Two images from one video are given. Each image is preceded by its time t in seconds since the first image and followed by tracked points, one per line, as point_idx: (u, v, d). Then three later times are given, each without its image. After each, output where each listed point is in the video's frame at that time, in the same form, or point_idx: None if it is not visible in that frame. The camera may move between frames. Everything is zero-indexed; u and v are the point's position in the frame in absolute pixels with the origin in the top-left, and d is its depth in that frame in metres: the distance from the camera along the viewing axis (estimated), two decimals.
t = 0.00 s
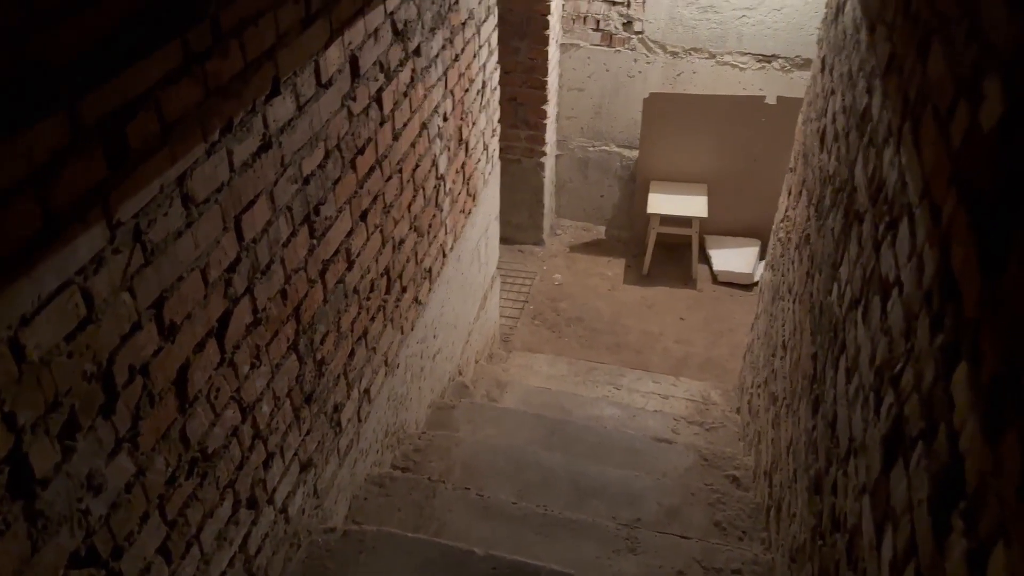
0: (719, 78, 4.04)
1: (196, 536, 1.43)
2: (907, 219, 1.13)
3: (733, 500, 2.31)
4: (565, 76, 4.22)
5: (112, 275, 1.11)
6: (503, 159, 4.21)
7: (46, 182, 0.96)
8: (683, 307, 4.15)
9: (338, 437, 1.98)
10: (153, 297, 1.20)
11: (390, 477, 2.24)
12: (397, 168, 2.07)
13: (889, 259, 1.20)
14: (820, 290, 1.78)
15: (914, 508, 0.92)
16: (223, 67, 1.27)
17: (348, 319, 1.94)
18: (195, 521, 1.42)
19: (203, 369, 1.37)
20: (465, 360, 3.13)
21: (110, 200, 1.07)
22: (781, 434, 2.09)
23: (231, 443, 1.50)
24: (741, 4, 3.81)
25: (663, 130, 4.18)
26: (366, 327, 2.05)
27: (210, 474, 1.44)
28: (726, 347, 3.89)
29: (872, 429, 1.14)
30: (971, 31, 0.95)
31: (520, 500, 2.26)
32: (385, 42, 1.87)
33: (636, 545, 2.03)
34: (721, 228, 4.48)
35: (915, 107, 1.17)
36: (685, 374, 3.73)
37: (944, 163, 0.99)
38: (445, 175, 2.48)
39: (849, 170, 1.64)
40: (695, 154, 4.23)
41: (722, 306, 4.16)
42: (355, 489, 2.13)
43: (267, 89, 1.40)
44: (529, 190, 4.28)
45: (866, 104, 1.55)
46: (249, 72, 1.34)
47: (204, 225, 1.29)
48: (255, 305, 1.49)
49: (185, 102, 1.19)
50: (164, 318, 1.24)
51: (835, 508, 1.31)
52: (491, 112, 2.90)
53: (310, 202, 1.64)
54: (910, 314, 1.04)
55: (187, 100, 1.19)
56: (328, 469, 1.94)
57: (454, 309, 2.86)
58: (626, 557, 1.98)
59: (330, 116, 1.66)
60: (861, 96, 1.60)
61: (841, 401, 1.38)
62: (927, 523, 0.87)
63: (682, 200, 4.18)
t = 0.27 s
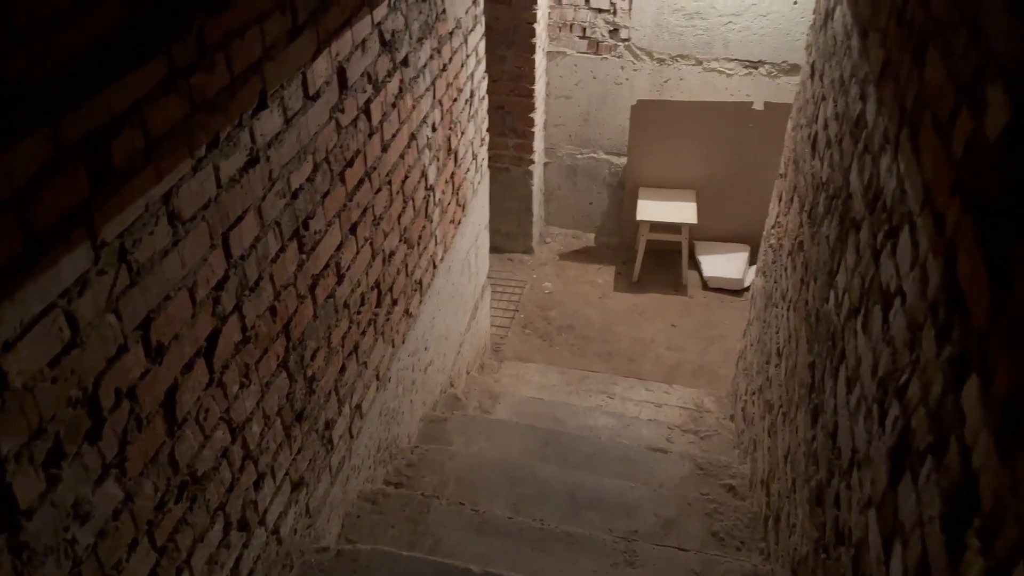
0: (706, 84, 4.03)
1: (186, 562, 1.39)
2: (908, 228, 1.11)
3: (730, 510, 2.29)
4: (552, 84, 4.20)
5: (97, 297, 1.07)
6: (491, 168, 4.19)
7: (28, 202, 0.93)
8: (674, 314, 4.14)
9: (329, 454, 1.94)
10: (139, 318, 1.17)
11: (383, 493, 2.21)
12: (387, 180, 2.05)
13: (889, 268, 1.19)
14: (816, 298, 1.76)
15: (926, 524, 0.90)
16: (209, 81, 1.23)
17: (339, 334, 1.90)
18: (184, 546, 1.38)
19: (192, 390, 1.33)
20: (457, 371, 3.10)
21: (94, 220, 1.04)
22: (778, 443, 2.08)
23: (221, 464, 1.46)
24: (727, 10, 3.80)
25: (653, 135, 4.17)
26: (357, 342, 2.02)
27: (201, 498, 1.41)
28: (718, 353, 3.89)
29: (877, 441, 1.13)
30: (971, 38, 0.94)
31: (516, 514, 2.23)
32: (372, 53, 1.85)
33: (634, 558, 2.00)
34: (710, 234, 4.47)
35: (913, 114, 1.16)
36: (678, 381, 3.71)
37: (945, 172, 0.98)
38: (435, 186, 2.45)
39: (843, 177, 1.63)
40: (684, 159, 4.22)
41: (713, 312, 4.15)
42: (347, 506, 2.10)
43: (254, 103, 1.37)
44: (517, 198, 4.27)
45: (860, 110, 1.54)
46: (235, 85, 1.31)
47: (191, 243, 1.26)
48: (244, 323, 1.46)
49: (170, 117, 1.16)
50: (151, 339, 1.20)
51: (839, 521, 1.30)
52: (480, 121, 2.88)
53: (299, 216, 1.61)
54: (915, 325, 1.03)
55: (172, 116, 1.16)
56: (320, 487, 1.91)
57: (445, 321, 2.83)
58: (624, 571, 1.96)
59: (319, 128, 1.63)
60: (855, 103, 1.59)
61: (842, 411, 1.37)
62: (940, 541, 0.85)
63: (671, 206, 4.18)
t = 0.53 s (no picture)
0: (696, 91, 4.05)
1: None
2: (912, 233, 1.10)
3: (730, 518, 2.27)
4: (541, 91, 4.19)
5: (85, 314, 1.04)
6: (482, 176, 4.18)
7: (13, 219, 0.90)
8: (667, 320, 4.13)
9: (324, 470, 1.91)
10: (129, 336, 1.13)
11: (379, 509, 2.18)
12: (378, 190, 2.02)
13: (893, 274, 1.17)
14: (814, 304, 1.75)
15: (941, 535, 0.88)
16: (198, 93, 1.21)
17: (332, 347, 1.87)
18: (178, 568, 1.35)
19: (184, 408, 1.30)
20: (451, 382, 3.07)
21: (82, 236, 1.01)
22: (777, 450, 2.06)
23: (214, 484, 1.43)
24: (715, 16, 3.82)
25: (640, 142, 4.15)
26: (351, 355, 1.99)
27: (194, 518, 1.37)
28: (712, 359, 3.88)
29: (885, 450, 1.11)
30: (973, 41, 0.93)
31: (514, 527, 2.20)
32: (363, 62, 1.82)
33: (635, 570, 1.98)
34: (701, 240, 4.48)
35: (914, 117, 1.15)
36: (672, 388, 3.70)
37: (950, 176, 0.96)
38: (426, 195, 2.43)
39: (840, 182, 1.62)
40: (673, 165, 4.21)
41: (706, 319, 4.14)
42: (342, 522, 2.07)
43: (244, 114, 1.35)
44: (508, 206, 4.25)
45: (856, 114, 1.54)
46: (225, 96, 1.28)
47: (181, 258, 1.23)
48: (236, 339, 1.43)
49: (159, 130, 1.13)
50: (142, 357, 1.17)
51: (846, 530, 1.28)
52: (470, 130, 2.86)
53: (291, 229, 1.58)
54: (922, 331, 1.01)
55: (160, 128, 1.13)
56: (315, 504, 1.87)
57: (438, 331, 2.81)
58: None
59: (310, 139, 1.61)
60: (850, 106, 1.59)
61: (845, 418, 1.35)
62: (958, 552, 0.83)
63: (662, 213, 4.17)
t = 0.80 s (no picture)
0: (685, 97, 4.03)
1: None
2: (912, 233, 1.09)
3: (727, 524, 2.26)
4: (531, 99, 4.18)
5: (73, 325, 1.02)
6: (472, 184, 4.17)
7: None
8: (659, 326, 4.13)
9: (317, 482, 1.88)
10: (118, 347, 1.11)
11: (374, 520, 2.16)
12: (370, 197, 2.00)
13: (892, 275, 1.16)
14: (810, 307, 1.75)
15: (948, 539, 0.87)
16: (187, 99, 1.19)
17: (325, 357, 1.85)
18: None
19: (175, 421, 1.27)
20: (444, 391, 3.05)
21: (69, 246, 0.99)
22: (774, 455, 2.05)
23: (206, 497, 1.40)
24: (703, 22, 3.81)
25: (631, 148, 4.17)
26: (343, 364, 1.97)
27: (185, 533, 1.34)
28: (706, 364, 3.87)
29: (888, 453, 1.10)
30: (971, 39, 0.92)
31: (511, 537, 2.18)
32: (353, 69, 1.81)
33: None
34: (692, 245, 4.48)
35: (910, 117, 1.14)
36: (666, 394, 3.69)
37: (950, 175, 0.96)
38: (418, 203, 2.41)
39: (835, 185, 1.62)
40: (664, 172, 4.23)
41: (698, 324, 4.14)
42: (336, 535, 2.04)
43: (233, 121, 1.33)
44: (499, 214, 4.24)
45: (850, 116, 1.53)
46: (214, 103, 1.26)
47: (171, 267, 1.21)
48: (227, 349, 1.41)
49: (147, 137, 1.11)
50: (131, 369, 1.15)
51: (848, 534, 1.27)
52: (461, 137, 2.85)
53: (282, 237, 1.56)
54: (924, 331, 1.00)
55: (149, 136, 1.11)
56: (308, 517, 1.85)
57: (431, 340, 2.78)
58: None
59: (300, 146, 1.59)
60: (844, 108, 1.58)
61: (845, 422, 1.34)
62: (967, 555, 0.82)
63: (653, 219, 4.18)
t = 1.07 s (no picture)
0: (672, 105, 4.03)
1: None
2: (907, 233, 1.08)
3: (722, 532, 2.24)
4: (517, 108, 4.17)
5: (53, 336, 0.99)
6: (460, 194, 4.16)
7: None
8: (650, 334, 4.12)
9: (306, 496, 1.85)
10: (100, 358, 1.08)
11: (364, 534, 2.13)
12: (357, 206, 1.98)
13: (888, 276, 1.15)
14: (803, 311, 1.74)
15: (952, 542, 0.86)
16: (171, 106, 1.16)
17: (312, 368, 1.82)
18: None
19: (159, 434, 1.24)
20: (434, 402, 3.02)
21: (49, 255, 0.96)
22: (768, 461, 2.04)
23: (192, 512, 1.37)
24: (689, 30, 3.81)
25: (620, 157, 4.18)
26: (332, 376, 1.94)
27: (171, 550, 1.31)
28: (697, 372, 3.87)
29: (887, 456, 1.08)
30: (964, 35, 0.91)
31: (504, 548, 2.15)
32: (339, 76, 1.79)
33: None
34: (681, 253, 4.48)
35: (902, 117, 1.13)
36: (657, 403, 3.68)
37: (945, 174, 0.95)
38: (406, 212, 2.39)
39: (825, 188, 1.61)
40: (653, 180, 4.24)
41: (688, 332, 4.13)
42: (326, 549, 2.00)
43: (218, 127, 1.30)
44: (487, 223, 4.23)
45: (840, 118, 1.53)
46: (198, 109, 1.24)
47: (154, 277, 1.18)
48: (212, 361, 1.37)
49: (129, 144, 1.08)
50: (113, 381, 1.12)
51: (846, 539, 1.25)
52: (448, 147, 2.83)
53: (267, 246, 1.53)
54: (922, 332, 0.99)
55: (132, 142, 1.08)
56: (297, 531, 1.81)
57: (420, 351, 2.76)
58: None
59: (286, 154, 1.56)
60: (833, 111, 1.58)
61: (841, 426, 1.33)
62: (971, 558, 0.80)
63: (642, 227, 4.18)
